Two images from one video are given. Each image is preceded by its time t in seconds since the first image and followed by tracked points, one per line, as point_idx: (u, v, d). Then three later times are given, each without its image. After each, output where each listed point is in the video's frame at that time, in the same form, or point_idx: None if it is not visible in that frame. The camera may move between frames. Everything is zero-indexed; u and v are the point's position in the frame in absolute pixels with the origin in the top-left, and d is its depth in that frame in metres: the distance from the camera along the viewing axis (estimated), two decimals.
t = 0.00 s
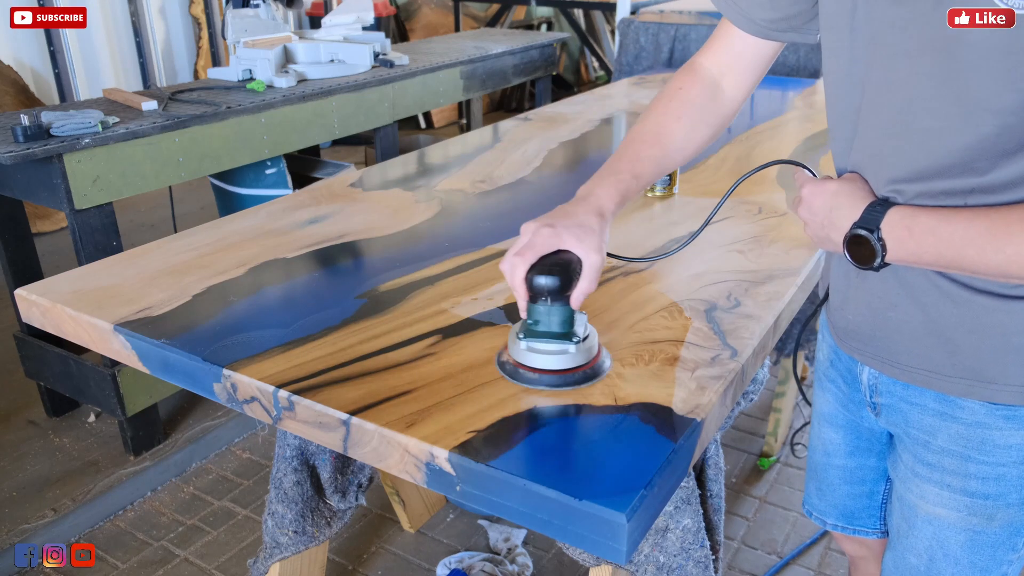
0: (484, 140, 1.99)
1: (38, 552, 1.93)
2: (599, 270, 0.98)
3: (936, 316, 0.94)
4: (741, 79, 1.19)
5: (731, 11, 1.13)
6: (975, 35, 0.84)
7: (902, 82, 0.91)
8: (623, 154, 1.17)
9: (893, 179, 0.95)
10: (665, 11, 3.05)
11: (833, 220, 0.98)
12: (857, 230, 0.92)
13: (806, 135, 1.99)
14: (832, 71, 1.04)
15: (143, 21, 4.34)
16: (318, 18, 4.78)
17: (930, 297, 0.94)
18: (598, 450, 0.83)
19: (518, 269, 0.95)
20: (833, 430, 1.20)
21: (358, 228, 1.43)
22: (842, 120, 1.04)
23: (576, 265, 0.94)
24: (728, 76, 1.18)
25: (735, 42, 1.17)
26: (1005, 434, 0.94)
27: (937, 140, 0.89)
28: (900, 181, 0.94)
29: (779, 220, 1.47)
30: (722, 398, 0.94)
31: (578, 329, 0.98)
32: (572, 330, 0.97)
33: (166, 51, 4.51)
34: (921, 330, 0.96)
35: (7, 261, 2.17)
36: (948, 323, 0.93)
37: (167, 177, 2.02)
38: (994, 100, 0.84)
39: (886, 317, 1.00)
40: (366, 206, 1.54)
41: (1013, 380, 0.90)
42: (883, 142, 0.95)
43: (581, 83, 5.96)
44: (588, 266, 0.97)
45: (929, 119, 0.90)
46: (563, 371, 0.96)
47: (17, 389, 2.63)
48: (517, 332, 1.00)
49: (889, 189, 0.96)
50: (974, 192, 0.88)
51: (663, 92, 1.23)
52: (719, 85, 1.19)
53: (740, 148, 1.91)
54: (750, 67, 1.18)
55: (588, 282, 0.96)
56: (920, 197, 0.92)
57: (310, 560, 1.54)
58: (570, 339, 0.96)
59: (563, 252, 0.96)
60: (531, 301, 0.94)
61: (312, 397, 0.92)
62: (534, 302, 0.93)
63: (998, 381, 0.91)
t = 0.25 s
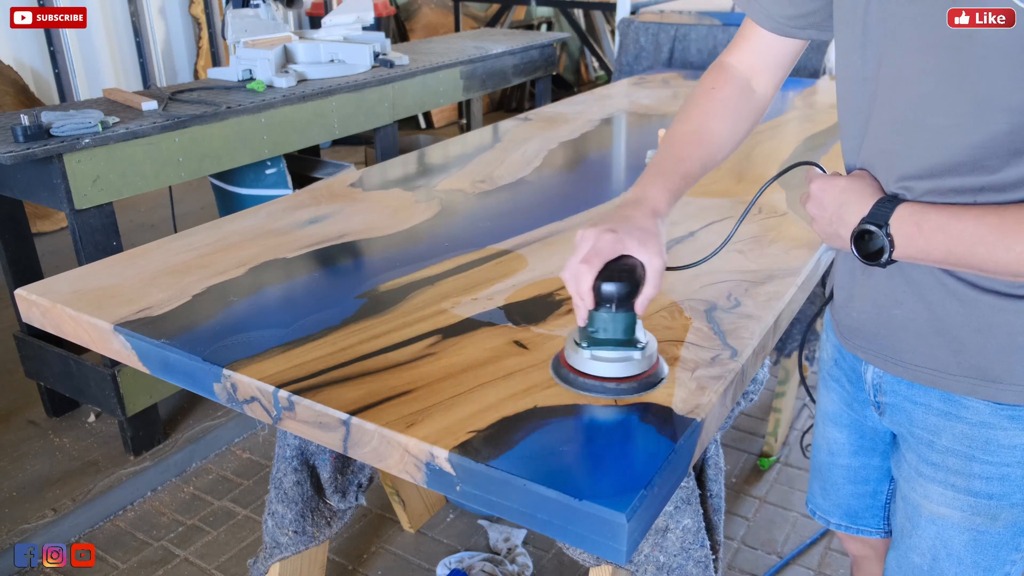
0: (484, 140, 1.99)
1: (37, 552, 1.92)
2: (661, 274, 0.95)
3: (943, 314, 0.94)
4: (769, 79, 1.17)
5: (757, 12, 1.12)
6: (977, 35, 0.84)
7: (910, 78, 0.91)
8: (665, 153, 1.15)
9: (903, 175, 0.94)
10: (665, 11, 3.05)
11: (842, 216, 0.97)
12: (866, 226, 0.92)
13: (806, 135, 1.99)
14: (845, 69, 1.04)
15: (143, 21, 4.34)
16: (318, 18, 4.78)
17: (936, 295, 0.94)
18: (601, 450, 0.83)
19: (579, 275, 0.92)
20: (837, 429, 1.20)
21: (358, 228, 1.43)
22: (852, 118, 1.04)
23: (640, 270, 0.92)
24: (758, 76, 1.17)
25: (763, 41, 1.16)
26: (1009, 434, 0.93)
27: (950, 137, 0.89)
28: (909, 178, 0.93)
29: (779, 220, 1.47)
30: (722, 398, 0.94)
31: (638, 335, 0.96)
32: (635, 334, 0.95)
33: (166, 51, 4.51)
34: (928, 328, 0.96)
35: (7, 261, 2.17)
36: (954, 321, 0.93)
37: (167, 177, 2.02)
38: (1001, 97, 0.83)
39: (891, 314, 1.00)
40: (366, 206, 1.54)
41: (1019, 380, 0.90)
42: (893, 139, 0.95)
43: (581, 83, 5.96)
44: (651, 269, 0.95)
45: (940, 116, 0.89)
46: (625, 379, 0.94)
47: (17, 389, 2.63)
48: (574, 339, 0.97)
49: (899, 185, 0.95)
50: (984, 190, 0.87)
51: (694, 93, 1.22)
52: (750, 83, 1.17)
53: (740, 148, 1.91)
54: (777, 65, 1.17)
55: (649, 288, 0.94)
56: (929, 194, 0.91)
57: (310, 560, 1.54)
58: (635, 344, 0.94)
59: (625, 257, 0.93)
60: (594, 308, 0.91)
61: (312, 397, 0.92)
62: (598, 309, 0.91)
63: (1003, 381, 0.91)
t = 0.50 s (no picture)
0: (484, 140, 1.99)
1: (38, 552, 1.92)
2: (708, 283, 0.94)
3: (950, 317, 0.94)
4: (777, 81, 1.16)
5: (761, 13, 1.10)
6: (976, 35, 0.84)
7: (913, 79, 0.90)
8: (688, 158, 1.14)
9: (911, 178, 0.93)
10: (665, 11, 3.05)
11: (848, 219, 0.95)
12: (876, 230, 0.90)
13: (806, 135, 1.99)
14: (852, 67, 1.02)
15: (143, 21, 4.34)
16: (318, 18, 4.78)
17: (944, 299, 0.94)
18: (601, 450, 0.83)
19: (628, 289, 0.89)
20: (841, 433, 1.20)
21: (358, 228, 1.43)
22: (856, 119, 1.03)
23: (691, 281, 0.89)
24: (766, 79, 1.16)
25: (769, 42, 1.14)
26: (1018, 438, 0.93)
27: (958, 139, 0.87)
28: (918, 181, 0.92)
29: (779, 220, 1.47)
30: (722, 398, 0.94)
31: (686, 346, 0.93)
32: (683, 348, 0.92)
33: (166, 51, 4.51)
34: (936, 332, 0.95)
35: (7, 261, 2.17)
36: (961, 325, 0.93)
37: (167, 177, 2.02)
38: (1005, 97, 0.83)
39: (897, 317, 0.99)
40: (366, 206, 1.54)
41: None
42: (900, 142, 0.94)
43: (581, 83, 5.96)
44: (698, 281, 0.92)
45: (949, 118, 0.88)
46: (674, 393, 0.91)
47: (18, 388, 2.63)
48: (619, 354, 0.94)
49: (907, 187, 0.94)
50: (994, 192, 0.86)
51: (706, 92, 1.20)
52: (759, 87, 1.16)
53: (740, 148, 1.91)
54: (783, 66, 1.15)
55: (700, 298, 0.93)
56: (938, 197, 0.91)
57: (310, 560, 1.54)
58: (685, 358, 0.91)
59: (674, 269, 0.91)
60: (643, 322, 0.88)
61: (312, 397, 0.92)
62: (646, 322, 0.88)
63: (1012, 385, 0.91)
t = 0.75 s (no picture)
0: (484, 140, 1.99)
1: (37, 552, 1.92)
2: (706, 305, 0.90)
3: (954, 323, 0.92)
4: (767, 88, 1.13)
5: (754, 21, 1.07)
6: (977, 35, 0.83)
7: (915, 82, 0.90)
8: (682, 170, 1.10)
9: (916, 183, 0.92)
10: (665, 12, 3.05)
11: (853, 226, 0.94)
12: (883, 237, 0.89)
13: (806, 135, 1.99)
14: (850, 73, 1.02)
15: (143, 21, 4.34)
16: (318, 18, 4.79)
17: (949, 306, 0.93)
18: (601, 452, 0.83)
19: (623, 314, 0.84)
20: (843, 440, 1.19)
21: (358, 228, 1.43)
22: (857, 124, 1.02)
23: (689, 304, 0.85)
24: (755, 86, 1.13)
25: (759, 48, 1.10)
26: None
27: (963, 143, 0.87)
28: (923, 186, 0.91)
29: (779, 220, 1.47)
30: (722, 398, 0.94)
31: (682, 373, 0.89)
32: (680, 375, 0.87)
33: (166, 51, 4.51)
34: (940, 339, 0.94)
35: (7, 261, 2.17)
36: (967, 331, 0.91)
37: (167, 177, 2.02)
38: (1007, 97, 0.82)
39: (900, 325, 0.98)
40: (366, 206, 1.54)
41: None
42: (905, 147, 0.93)
43: (581, 83, 5.96)
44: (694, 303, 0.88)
45: (955, 122, 0.87)
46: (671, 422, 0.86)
47: (17, 388, 2.63)
48: (612, 381, 0.89)
49: (912, 192, 0.93)
50: (1001, 197, 0.85)
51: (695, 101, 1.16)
52: (750, 95, 1.12)
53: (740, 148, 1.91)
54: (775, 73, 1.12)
55: (699, 321, 0.89)
56: (943, 203, 0.90)
57: (310, 560, 1.54)
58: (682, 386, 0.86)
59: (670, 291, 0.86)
60: (639, 348, 0.83)
61: (312, 397, 0.92)
62: (643, 348, 0.83)
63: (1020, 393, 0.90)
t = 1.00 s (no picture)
0: (484, 140, 1.99)
1: (38, 552, 1.93)
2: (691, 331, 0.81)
3: (958, 331, 0.92)
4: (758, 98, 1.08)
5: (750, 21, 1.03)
6: (977, 35, 0.83)
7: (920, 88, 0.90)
8: (665, 190, 1.02)
9: (921, 192, 0.92)
10: (665, 12, 3.06)
11: (855, 235, 0.93)
12: (888, 249, 0.88)
13: (806, 135, 2.00)
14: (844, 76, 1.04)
15: (143, 21, 4.34)
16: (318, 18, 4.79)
17: (955, 314, 0.92)
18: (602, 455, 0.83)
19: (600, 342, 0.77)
20: (844, 449, 1.19)
21: (358, 228, 1.43)
22: (856, 130, 1.02)
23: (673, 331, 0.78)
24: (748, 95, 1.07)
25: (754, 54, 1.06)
26: None
27: (969, 152, 0.87)
28: (929, 195, 0.91)
29: (779, 220, 1.47)
30: (722, 398, 0.94)
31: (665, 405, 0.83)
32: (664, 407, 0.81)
33: (166, 51, 4.51)
34: (946, 348, 0.94)
35: (7, 261, 2.17)
36: (972, 340, 0.91)
37: (167, 177, 2.02)
38: (1011, 103, 0.82)
39: (904, 334, 0.98)
40: (366, 206, 1.54)
41: None
42: (910, 155, 0.93)
43: (581, 83, 5.96)
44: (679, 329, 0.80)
45: (960, 130, 0.87)
46: (652, 458, 0.80)
47: (17, 388, 2.63)
48: (590, 412, 0.83)
49: (918, 200, 0.93)
50: (1008, 205, 0.85)
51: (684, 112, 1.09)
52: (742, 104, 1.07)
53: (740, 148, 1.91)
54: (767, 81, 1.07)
55: (683, 348, 0.80)
56: (948, 211, 0.90)
57: (310, 560, 1.54)
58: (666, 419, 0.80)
59: (652, 316, 0.79)
60: (616, 380, 0.76)
61: (312, 397, 0.92)
62: (623, 379, 0.76)
63: None
